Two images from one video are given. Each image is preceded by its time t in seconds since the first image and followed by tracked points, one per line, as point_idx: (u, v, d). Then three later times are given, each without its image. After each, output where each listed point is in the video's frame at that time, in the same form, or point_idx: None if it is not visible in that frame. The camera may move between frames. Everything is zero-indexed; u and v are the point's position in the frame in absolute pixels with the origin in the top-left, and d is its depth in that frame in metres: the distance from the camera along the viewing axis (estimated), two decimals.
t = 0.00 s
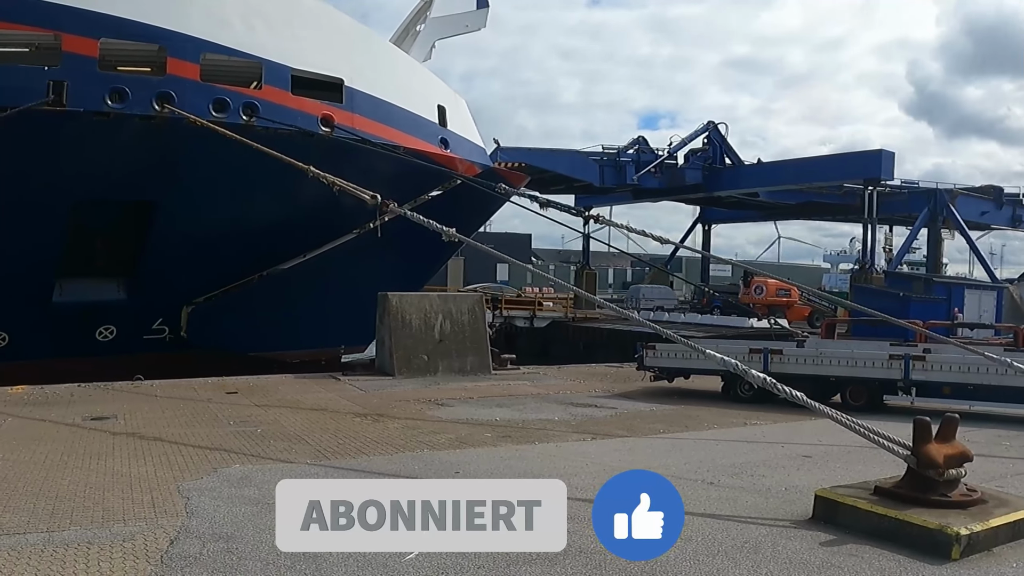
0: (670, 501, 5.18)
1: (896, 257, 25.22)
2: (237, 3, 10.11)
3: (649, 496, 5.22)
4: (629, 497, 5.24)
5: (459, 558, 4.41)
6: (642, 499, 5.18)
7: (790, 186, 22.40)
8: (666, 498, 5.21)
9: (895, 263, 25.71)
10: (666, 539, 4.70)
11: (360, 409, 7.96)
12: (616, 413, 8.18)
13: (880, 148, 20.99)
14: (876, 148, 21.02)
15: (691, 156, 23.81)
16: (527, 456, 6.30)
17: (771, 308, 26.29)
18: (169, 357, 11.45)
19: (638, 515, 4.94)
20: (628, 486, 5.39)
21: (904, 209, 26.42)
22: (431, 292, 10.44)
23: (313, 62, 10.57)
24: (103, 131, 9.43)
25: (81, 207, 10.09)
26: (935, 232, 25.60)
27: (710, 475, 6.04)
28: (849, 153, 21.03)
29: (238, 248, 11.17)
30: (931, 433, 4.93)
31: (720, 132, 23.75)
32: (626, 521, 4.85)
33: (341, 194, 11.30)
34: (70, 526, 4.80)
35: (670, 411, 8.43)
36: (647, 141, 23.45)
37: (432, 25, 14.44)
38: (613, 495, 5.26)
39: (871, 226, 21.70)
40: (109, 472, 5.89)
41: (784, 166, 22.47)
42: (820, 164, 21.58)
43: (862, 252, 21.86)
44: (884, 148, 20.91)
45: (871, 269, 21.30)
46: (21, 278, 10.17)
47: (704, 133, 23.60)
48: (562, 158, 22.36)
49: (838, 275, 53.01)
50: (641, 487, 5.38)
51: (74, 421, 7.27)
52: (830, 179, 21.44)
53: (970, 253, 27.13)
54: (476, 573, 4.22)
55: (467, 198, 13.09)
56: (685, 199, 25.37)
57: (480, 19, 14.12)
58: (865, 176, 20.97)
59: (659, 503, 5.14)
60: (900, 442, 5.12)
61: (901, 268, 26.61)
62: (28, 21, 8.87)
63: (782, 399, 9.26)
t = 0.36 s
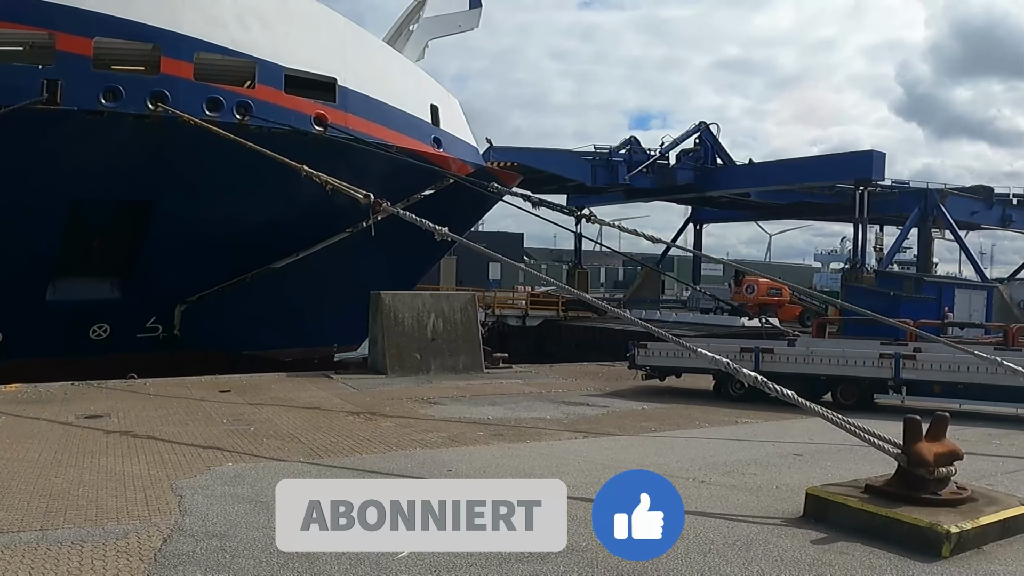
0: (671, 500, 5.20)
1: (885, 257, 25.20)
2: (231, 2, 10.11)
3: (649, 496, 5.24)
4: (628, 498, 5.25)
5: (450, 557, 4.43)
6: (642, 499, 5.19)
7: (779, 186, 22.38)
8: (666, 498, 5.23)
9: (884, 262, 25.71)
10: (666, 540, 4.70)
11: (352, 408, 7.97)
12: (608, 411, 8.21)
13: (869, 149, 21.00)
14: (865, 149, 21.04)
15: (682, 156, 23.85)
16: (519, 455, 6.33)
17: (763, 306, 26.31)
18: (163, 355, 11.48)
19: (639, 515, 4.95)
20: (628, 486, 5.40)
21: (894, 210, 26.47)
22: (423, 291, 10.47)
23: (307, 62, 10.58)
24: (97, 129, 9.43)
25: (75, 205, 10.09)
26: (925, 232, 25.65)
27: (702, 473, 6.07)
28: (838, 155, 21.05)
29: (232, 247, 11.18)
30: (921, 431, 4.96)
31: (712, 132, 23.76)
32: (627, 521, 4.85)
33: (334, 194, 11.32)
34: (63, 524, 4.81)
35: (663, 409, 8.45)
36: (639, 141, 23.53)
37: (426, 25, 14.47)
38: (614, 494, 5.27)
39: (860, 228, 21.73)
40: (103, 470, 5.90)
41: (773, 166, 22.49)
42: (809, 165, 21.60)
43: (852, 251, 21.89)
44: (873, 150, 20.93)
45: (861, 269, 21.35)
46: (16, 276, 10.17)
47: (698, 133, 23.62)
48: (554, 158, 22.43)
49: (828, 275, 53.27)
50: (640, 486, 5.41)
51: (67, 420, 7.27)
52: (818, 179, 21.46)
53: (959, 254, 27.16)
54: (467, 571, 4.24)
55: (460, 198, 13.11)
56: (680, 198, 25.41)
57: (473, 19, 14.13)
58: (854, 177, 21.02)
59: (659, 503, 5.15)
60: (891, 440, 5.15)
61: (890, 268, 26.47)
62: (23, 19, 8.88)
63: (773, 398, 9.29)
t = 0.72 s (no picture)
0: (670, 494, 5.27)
1: (867, 256, 25.29)
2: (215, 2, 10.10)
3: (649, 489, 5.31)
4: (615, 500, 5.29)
5: (434, 556, 4.43)
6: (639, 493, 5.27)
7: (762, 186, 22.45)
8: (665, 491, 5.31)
9: (865, 260, 25.79)
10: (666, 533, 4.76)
11: (338, 408, 7.99)
12: (593, 410, 8.25)
13: (851, 149, 21.11)
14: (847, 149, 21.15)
15: (664, 156, 23.88)
16: (503, 454, 6.35)
17: (744, 305, 26.32)
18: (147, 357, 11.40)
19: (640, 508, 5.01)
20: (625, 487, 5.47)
21: (875, 209, 26.57)
22: (407, 291, 10.47)
23: (291, 62, 10.60)
24: (80, 130, 9.41)
25: (58, 205, 10.06)
26: (905, 232, 25.77)
27: (683, 471, 6.11)
28: (820, 155, 21.14)
29: (216, 247, 11.18)
30: (901, 430, 4.99)
31: (694, 132, 23.78)
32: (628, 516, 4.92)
33: (318, 194, 11.33)
34: (46, 525, 4.82)
35: (649, 408, 8.49)
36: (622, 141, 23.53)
37: (410, 25, 14.56)
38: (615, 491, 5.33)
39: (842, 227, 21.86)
40: (87, 471, 5.91)
41: (755, 167, 22.58)
42: (791, 166, 21.68)
43: (834, 250, 22.00)
44: (856, 149, 21.04)
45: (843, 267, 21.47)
46: None
47: (679, 133, 23.66)
48: (540, 158, 22.46)
49: (817, 273, 53.52)
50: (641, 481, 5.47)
51: (52, 421, 7.27)
52: (800, 180, 21.54)
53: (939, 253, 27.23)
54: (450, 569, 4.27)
55: (444, 198, 13.13)
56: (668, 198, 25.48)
57: (457, 20, 14.17)
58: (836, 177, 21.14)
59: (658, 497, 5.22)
60: (871, 438, 5.16)
61: (871, 267, 26.55)
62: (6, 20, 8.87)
63: (756, 396, 9.33)
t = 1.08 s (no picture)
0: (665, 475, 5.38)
1: (867, 254, 25.34)
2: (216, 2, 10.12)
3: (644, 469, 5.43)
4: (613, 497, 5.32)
5: (434, 554, 4.45)
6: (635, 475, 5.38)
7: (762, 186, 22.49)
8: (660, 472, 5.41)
9: (866, 258, 25.89)
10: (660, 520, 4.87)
11: (339, 406, 8.01)
12: (594, 409, 8.27)
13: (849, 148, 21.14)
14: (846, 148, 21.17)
15: (664, 156, 23.88)
16: (503, 452, 6.38)
17: (745, 305, 26.39)
18: (148, 356, 11.41)
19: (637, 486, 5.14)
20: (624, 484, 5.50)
21: (875, 207, 26.61)
22: (408, 290, 10.50)
23: (292, 62, 10.62)
24: (81, 130, 9.43)
25: (59, 205, 10.08)
26: (905, 231, 25.82)
27: (682, 469, 6.13)
28: (819, 155, 21.17)
29: (217, 246, 11.21)
30: (899, 428, 5.01)
31: (693, 132, 23.85)
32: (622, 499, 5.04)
33: (319, 194, 11.37)
34: (47, 523, 4.84)
35: (649, 407, 8.52)
36: (621, 141, 23.57)
37: (410, 26, 14.57)
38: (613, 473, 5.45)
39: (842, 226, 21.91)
40: (88, 469, 5.93)
41: (755, 166, 22.60)
42: (790, 166, 21.73)
43: (834, 249, 22.04)
44: (855, 148, 21.07)
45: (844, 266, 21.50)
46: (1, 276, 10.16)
47: (678, 133, 23.68)
48: (539, 158, 22.47)
49: (817, 272, 53.56)
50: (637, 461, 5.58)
51: (54, 419, 7.30)
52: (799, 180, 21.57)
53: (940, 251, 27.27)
54: (451, 565, 4.30)
55: (444, 197, 13.16)
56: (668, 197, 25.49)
57: (457, 20, 14.18)
58: (836, 176, 21.17)
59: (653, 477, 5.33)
60: (868, 436, 5.18)
61: (872, 264, 26.69)
62: (8, 20, 8.89)
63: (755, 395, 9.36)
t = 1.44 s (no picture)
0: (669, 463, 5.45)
1: (878, 254, 25.32)
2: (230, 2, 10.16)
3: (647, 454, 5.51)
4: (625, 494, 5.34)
5: (446, 551, 4.48)
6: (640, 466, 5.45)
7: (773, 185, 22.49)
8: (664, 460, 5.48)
9: (876, 257, 25.87)
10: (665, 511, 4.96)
11: (350, 404, 8.04)
12: (604, 407, 8.29)
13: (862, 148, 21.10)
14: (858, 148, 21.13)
15: (675, 156, 23.86)
16: (514, 450, 6.40)
17: (756, 303, 26.40)
18: (161, 354, 11.47)
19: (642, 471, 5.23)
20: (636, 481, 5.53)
21: (885, 206, 26.56)
22: (420, 288, 10.54)
23: (305, 61, 10.66)
24: (96, 130, 9.49)
25: (74, 205, 10.14)
26: (915, 230, 25.77)
27: (694, 468, 6.15)
28: (831, 154, 21.14)
29: (229, 245, 11.26)
30: (910, 427, 5.03)
31: (705, 132, 23.87)
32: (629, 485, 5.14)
33: (331, 193, 11.41)
34: (61, 520, 4.88)
35: (658, 405, 8.54)
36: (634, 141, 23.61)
37: (422, 26, 14.60)
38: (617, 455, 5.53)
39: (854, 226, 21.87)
40: (101, 466, 5.97)
41: (765, 166, 22.60)
42: (802, 165, 21.71)
43: (846, 249, 22.00)
44: (867, 148, 21.03)
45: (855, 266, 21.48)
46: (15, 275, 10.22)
47: (690, 133, 23.71)
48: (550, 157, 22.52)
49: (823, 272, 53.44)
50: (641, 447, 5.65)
51: (68, 416, 7.35)
52: (812, 179, 21.56)
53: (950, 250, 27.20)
54: (463, 563, 4.32)
55: (456, 196, 13.20)
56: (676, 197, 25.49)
57: (469, 20, 14.20)
58: (848, 176, 21.14)
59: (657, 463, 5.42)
60: (880, 435, 5.20)
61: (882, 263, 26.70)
62: (24, 20, 8.94)
63: (767, 394, 9.37)
